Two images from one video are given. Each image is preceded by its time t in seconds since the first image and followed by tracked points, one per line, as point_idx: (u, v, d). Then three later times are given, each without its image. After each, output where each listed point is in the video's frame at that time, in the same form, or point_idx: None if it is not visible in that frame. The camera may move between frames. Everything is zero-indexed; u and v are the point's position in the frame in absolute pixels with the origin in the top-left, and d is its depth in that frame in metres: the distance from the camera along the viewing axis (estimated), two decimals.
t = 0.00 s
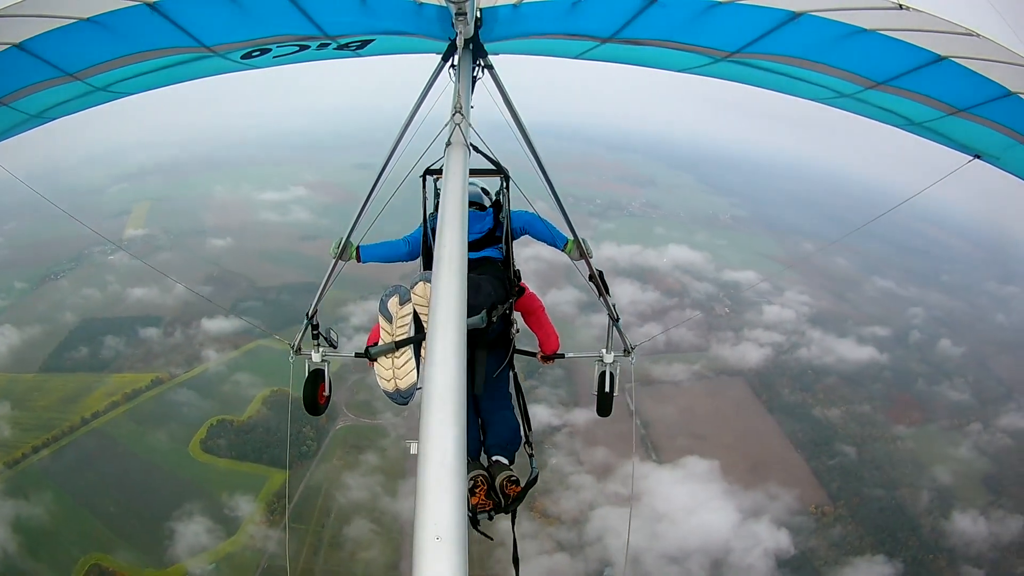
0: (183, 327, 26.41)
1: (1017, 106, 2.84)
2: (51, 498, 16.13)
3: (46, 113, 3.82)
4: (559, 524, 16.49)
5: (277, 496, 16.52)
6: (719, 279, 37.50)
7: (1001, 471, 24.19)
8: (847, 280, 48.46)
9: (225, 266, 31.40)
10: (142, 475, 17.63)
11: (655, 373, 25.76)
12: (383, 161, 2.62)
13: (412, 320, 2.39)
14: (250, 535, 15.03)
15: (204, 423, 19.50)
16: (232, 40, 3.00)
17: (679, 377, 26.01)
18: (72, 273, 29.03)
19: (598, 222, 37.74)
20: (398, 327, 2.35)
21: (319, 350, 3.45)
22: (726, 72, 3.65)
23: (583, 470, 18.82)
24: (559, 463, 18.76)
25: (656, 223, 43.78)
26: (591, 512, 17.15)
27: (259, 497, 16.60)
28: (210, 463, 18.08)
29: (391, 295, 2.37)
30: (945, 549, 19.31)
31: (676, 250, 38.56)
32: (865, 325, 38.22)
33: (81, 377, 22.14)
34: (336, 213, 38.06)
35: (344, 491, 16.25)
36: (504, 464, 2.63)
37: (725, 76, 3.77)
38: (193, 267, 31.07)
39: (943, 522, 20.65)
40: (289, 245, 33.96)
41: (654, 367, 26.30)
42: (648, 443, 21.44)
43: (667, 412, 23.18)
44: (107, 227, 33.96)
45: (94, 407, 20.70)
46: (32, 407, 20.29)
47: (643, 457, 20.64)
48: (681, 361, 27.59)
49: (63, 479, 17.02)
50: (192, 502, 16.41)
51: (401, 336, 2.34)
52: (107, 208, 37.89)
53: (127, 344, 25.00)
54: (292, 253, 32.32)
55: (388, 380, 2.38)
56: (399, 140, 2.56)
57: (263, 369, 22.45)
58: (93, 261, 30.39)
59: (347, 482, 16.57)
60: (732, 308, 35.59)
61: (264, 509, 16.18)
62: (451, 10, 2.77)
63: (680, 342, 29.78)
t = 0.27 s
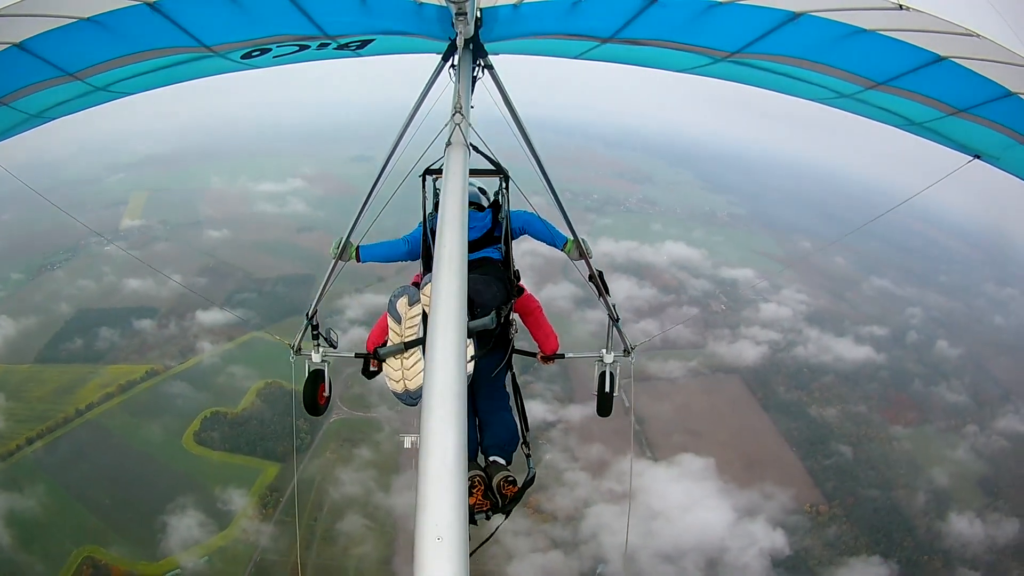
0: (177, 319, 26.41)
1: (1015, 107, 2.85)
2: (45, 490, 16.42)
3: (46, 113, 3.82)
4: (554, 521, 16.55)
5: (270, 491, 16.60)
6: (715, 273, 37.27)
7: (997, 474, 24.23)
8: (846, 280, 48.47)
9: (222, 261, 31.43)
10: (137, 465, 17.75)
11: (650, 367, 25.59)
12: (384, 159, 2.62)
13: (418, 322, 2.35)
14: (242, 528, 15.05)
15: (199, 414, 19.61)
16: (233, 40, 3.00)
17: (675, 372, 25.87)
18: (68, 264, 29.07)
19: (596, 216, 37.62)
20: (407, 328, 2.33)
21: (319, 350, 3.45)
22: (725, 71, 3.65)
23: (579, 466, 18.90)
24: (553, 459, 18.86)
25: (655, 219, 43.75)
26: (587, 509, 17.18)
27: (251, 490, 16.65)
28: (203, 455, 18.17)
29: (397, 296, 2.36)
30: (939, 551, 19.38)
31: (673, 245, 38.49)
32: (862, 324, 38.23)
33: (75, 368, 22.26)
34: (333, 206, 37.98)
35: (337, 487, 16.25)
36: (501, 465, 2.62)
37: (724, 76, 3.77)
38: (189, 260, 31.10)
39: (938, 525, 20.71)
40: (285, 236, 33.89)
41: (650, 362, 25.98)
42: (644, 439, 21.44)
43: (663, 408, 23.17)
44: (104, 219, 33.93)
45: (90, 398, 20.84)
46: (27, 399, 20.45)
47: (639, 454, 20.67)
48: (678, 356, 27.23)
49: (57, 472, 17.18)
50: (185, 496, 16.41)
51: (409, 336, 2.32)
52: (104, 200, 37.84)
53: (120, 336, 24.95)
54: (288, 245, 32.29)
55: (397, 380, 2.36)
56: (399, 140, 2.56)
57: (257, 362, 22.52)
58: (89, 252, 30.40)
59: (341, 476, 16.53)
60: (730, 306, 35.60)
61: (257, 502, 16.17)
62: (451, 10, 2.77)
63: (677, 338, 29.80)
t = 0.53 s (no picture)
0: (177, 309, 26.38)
1: (1015, 106, 2.84)
2: (42, 481, 16.39)
3: (46, 113, 3.82)
4: (552, 518, 16.56)
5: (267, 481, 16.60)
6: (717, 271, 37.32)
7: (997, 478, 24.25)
8: (847, 280, 48.48)
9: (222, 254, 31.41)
10: (137, 458, 17.84)
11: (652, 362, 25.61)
12: (385, 158, 2.61)
13: (415, 322, 2.34)
14: (239, 522, 15.03)
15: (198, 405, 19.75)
16: (233, 40, 2.99)
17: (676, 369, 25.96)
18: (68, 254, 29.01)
19: (598, 212, 37.61)
20: (401, 328, 2.32)
21: (319, 350, 3.45)
22: (725, 70, 3.65)
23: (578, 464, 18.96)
24: (552, 456, 18.96)
25: (658, 217, 43.74)
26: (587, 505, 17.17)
27: (248, 482, 16.63)
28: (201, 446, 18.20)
29: (394, 297, 2.36)
30: (938, 553, 19.40)
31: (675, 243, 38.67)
32: (863, 324, 38.26)
33: (74, 358, 22.20)
34: (334, 199, 37.86)
35: (335, 481, 16.21)
36: (496, 467, 2.60)
37: (723, 75, 3.77)
38: (190, 253, 31.08)
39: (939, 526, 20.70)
40: (286, 228, 33.83)
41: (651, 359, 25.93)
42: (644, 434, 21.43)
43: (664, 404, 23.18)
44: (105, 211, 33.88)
45: (89, 389, 20.83)
46: (26, 388, 20.39)
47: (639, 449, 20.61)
48: (679, 355, 27.39)
49: (55, 464, 17.18)
50: (181, 488, 16.42)
51: (404, 337, 2.31)
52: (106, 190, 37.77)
53: (120, 327, 24.83)
54: (290, 238, 32.26)
55: (391, 380, 2.35)
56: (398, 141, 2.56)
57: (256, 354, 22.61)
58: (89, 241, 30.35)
59: (340, 471, 16.49)
60: (731, 304, 35.63)
61: (253, 495, 16.14)
62: (451, 11, 2.77)
63: (679, 335, 29.83)
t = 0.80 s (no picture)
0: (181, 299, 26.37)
1: (1015, 106, 2.84)
2: (42, 472, 16.42)
3: (46, 113, 3.82)
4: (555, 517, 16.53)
5: (268, 476, 16.55)
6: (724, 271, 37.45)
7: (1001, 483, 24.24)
8: (852, 281, 48.47)
9: (227, 244, 31.37)
10: (137, 450, 17.86)
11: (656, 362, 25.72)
12: (385, 156, 2.62)
13: (413, 322, 2.34)
14: (239, 516, 14.97)
15: (200, 396, 19.71)
16: (232, 41, 3.00)
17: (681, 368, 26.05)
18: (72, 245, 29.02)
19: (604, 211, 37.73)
20: (398, 329, 2.32)
21: (319, 350, 3.44)
22: (725, 71, 3.65)
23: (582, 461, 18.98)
24: (557, 453, 18.97)
25: (665, 215, 43.79)
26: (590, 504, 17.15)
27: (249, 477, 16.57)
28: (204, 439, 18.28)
29: (393, 298, 2.37)
30: (940, 558, 19.40)
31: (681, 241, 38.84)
32: (868, 326, 38.28)
33: (76, 349, 22.16)
34: (341, 194, 37.77)
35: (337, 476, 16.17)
36: (499, 467, 2.60)
37: (723, 75, 3.77)
38: (195, 246, 31.10)
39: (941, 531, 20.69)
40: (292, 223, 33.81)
41: (656, 356, 25.96)
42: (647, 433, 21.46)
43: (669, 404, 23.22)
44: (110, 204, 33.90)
45: (91, 379, 20.81)
46: (26, 377, 20.36)
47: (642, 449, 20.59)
48: (685, 353, 27.52)
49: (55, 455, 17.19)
50: (182, 481, 16.43)
51: (402, 337, 2.31)
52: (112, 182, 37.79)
53: (122, 318, 24.75)
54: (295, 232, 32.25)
55: (388, 381, 2.36)
56: (398, 140, 2.57)
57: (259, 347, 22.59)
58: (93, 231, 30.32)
59: (341, 467, 16.45)
60: (737, 303, 35.69)
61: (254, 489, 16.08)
62: (450, 11, 2.77)
63: (685, 334, 29.90)
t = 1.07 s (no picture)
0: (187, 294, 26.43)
1: (1014, 105, 2.84)
2: (44, 467, 16.58)
3: (46, 113, 3.82)
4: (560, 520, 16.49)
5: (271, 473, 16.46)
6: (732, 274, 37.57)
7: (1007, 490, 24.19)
8: (859, 284, 48.48)
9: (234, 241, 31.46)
10: (139, 446, 17.90)
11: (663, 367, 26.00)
12: (386, 156, 2.62)
13: (420, 322, 2.34)
14: (242, 514, 14.97)
15: (205, 392, 19.69)
16: (232, 40, 2.99)
17: (688, 371, 26.26)
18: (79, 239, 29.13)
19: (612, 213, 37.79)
20: (407, 329, 2.32)
21: (319, 350, 3.44)
22: (727, 71, 3.65)
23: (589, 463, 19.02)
24: (563, 455, 19.12)
25: (673, 217, 43.91)
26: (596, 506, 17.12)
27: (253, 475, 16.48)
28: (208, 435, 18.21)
29: (400, 296, 2.37)
30: (943, 565, 19.38)
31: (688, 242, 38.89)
32: (875, 330, 38.31)
33: (80, 344, 22.26)
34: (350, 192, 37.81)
35: (341, 476, 16.12)
36: (504, 468, 2.60)
37: (725, 76, 3.77)
38: (203, 243, 31.21)
39: (945, 539, 20.64)
40: (299, 219, 33.76)
41: (663, 361, 26.44)
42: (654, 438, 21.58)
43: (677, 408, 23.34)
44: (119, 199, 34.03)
45: (96, 373, 20.88)
46: (30, 372, 20.50)
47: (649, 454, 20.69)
48: (692, 356, 27.77)
49: (58, 451, 17.27)
50: (185, 478, 16.41)
51: (409, 337, 2.30)
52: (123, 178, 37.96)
53: (128, 310, 24.75)
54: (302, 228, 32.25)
55: (397, 380, 2.36)
56: (400, 140, 2.58)
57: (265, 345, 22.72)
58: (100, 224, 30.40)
59: (345, 466, 16.40)
60: (745, 306, 35.80)
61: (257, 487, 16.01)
62: (450, 11, 2.77)
63: (693, 337, 30.03)
